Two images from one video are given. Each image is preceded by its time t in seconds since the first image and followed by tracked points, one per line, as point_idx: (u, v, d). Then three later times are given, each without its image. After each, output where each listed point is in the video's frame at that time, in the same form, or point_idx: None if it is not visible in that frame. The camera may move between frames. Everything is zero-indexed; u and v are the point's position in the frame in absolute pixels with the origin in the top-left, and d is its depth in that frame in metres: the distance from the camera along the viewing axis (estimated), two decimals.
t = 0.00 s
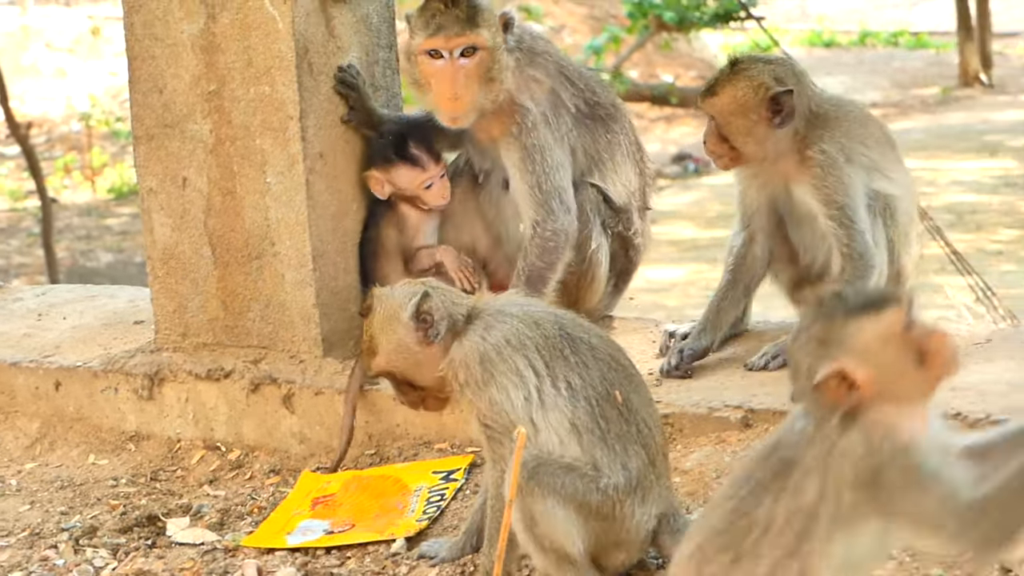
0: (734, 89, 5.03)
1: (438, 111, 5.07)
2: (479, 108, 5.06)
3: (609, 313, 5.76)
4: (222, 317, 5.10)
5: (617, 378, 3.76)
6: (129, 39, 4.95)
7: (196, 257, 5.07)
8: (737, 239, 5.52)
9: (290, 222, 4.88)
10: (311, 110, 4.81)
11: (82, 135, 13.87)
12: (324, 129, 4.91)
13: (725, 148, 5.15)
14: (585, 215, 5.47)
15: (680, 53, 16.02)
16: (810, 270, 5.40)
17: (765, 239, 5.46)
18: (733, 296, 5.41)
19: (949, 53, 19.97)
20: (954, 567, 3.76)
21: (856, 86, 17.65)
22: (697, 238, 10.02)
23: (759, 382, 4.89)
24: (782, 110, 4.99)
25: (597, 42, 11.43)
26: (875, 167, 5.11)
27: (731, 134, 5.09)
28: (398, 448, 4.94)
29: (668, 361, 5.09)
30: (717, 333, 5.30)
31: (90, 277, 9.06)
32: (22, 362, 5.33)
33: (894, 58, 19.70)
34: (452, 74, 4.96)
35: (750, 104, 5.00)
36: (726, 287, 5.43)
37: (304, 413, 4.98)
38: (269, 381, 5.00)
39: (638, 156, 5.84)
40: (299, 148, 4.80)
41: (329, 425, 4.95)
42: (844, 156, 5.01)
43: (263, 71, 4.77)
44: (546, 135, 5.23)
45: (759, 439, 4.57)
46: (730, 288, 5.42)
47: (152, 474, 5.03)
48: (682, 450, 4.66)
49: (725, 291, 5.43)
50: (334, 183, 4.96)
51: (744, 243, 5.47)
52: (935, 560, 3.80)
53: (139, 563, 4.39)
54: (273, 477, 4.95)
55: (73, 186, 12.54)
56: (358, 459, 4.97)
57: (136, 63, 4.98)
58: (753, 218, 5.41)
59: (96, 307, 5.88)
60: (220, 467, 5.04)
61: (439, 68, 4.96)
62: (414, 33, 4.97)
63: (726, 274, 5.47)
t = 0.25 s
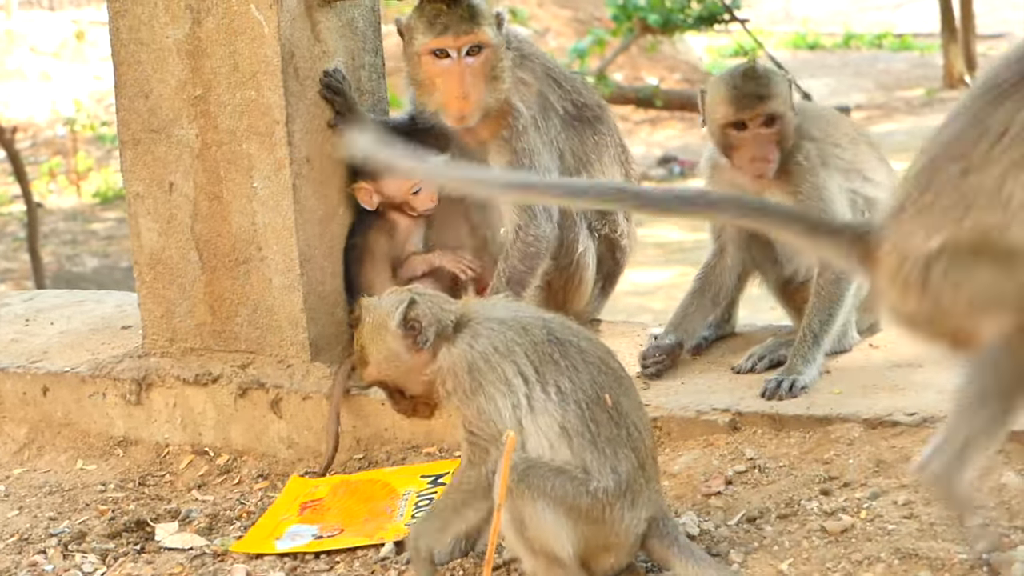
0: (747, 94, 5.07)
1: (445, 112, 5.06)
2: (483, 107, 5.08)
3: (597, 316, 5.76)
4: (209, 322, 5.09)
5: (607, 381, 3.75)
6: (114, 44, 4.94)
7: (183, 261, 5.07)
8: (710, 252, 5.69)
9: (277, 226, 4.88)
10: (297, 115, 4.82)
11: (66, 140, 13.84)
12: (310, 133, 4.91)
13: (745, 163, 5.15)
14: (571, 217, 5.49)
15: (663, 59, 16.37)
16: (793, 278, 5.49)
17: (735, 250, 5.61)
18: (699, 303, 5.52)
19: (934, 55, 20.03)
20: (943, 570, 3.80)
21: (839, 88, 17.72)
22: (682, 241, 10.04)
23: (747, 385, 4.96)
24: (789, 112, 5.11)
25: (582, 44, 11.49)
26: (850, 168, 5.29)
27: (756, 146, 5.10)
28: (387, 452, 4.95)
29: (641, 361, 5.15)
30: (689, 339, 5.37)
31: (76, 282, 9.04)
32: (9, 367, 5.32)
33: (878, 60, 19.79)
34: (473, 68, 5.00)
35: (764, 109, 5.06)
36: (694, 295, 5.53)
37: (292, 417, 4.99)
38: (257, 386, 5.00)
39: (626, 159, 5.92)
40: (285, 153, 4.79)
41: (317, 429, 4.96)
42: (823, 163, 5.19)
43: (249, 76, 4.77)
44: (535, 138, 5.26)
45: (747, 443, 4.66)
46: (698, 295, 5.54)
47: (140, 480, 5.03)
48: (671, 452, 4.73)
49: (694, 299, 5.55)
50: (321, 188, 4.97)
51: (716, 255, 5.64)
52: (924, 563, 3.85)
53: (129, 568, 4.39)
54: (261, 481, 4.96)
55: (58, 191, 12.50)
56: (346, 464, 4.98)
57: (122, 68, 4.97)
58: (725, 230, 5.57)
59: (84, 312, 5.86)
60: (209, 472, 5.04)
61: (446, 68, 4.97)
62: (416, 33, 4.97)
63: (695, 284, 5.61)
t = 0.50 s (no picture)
0: (777, 89, 4.98)
1: (473, 116, 4.95)
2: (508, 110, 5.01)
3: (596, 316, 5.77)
4: (210, 324, 5.09)
5: (600, 386, 3.73)
6: (115, 47, 4.94)
7: (184, 264, 5.07)
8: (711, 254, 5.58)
9: (278, 228, 4.88)
10: (297, 117, 4.82)
11: (66, 142, 13.85)
12: (310, 136, 4.91)
13: (775, 156, 5.02)
14: (571, 219, 5.46)
15: (661, 60, 16.57)
16: (792, 281, 5.50)
17: (737, 252, 5.53)
18: (700, 304, 5.42)
19: (933, 57, 20.04)
20: (945, 571, 3.80)
21: (839, 90, 17.74)
22: (682, 243, 10.05)
23: (748, 385, 4.95)
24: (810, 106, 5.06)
25: (582, 46, 11.48)
26: (852, 167, 5.29)
27: (785, 139, 5.01)
28: (388, 454, 4.93)
29: (638, 364, 5.11)
30: (688, 339, 5.30)
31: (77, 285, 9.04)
32: (10, 369, 5.32)
33: (878, 62, 19.80)
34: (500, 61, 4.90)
35: (793, 103, 4.99)
36: (693, 296, 5.43)
37: (294, 419, 4.99)
38: (258, 388, 5.00)
39: (624, 158, 5.87)
40: (286, 155, 4.80)
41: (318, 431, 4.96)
42: (831, 163, 5.14)
43: (249, 78, 4.78)
44: (534, 149, 5.21)
45: (749, 443, 4.66)
46: (699, 296, 5.43)
47: (142, 482, 5.03)
48: (672, 453, 4.73)
49: (693, 300, 5.44)
50: (321, 190, 4.97)
51: (717, 256, 5.52)
52: (925, 563, 3.85)
53: (130, 570, 4.39)
54: (262, 484, 4.97)
55: (59, 193, 12.50)
56: (347, 466, 4.98)
57: (122, 71, 4.97)
58: (727, 232, 5.50)
59: (84, 315, 5.87)
60: (210, 474, 5.05)
61: (476, 72, 4.88)
62: (441, 38, 4.92)
63: (696, 283, 5.49)
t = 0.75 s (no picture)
0: (773, 93, 4.99)
1: (494, 108, 4.95)
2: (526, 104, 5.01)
3: (596, 318, 5.77)
4: (210, 325, 5.09)
5: (600, 389, 3.74)
6: (114, 48, 4.95)
7: (184, 265, 5.07)
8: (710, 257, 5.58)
9: (278, 229, 4.89)
10: (297, 118, 4.83)
11: (65, 145, 13.84)
12: (311, 137, 4.92)
13: (768, 161, 5.01)
14: (572, 220, 5.47)
15: (660, 61, 16.70)
16: (792, 283, 5.52)
17: (735, 255, 5.52)
18: (697, 307, 5.42)
19: (932, 59, 20.07)
20: (945, 572, 3.81)
21: (837, 92, 17.76)
22: (681, 245, 10.06)
23: (748, 386, 4.95)
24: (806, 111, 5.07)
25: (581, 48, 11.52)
26: (851, 169, 5.29)
27: (779, 144, 4.99)
28: (388, 455, 4.93)
29: (636, 365, 5.11)
30: (686, 342, 5.29)
31: (76, 287, 9.04)
32: (10, 370, 5.32)
33: (877, 64, 19.81)
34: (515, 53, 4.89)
35: (789, 107, 5.00)
36: (692, 299, 5.43)
37: (294, 420, 4.99)
38: (258, 389, 4.99)
39: (625, 160, 5.88)
40: (286, 156, 4.80)
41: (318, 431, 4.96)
42: (827, 165, 5.15)
43: (249, 79, 4.78)
44: (539, 148, 5.23)
45: (748, 444, 4.66)
46: (696, 299, 5.43)
47: (142, 484, 5.03)
48: (672, 454, 4.72)
49: (690, 303, 5.43)
50: (321, 191, 4.97)
51: (715, 260, 5.50)
52: (925, 564, 3.85)
53: (130, 572, 4.39)
54: (262, 485, 4.97)
55: (58, 196, 12.48)
56: (347, 467, 4.99)
57: (122, 72, 4.97)
58: (725, 236, 5.49)
59: (84, 316, 5.86)
60: (210, 475, 5.05)
61: (497, 65, 4.88)
62: (462, 31, 4.91)
63: (693, 286, 5.48)
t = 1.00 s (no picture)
0: (775, 90, 4.98)
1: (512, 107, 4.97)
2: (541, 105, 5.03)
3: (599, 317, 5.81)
4: (213, 324, 5.09)
5: (601, 389, 3.73)
6: (118, 46, 4.95)
7: (187, 263, 5.07)
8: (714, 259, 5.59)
9: (281, 228, 4.89)
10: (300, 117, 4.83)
11: (66, 145, 13.84)
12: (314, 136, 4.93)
13: (768, 158, 5.01)
14: (570, 217, 5.46)
15: (661, 64, 16.72)
16: (794, 284, 5.53)
17: (738, 258, 5.54)
18: (701, 309, 5.42)
19: (932, 62, 20.09)
20: (948, 571, 3.81)
21: (838, 95, 17.77)
22: (682, 247, 10.07)
23: (751, 386, 4.95)
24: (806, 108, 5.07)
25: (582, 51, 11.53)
26: (852, 170, 5.30)
27: (778, 141, 4.99)
28: (390, 454, 4.93)
29: (639, 365, 5.11)
30: (691, 342, 5.28)
31: (80, 286, 9.04)
32: (13, 368, 5.32)
33: (878, 67, 19.82)
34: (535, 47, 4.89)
35: (791, 104, 4.99)
36: (696, 300, 5.42)
37: (297, 419, 4.99)
38: (260, 387, 4.99)
39: (625, 159, 5.90)
40: (289, 155, 4.80)
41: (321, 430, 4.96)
42: (828, 166, 5.16)
43: (253, 78, 4.78)
44: (541, 149, 5.24)
45: (752, 444, 4.66)
46: (701, 300, 5.42)
47: (145, 482, 5.03)
48: (675, 453, 4.72)
49: (695, 303, 5.42)
50: (324, 190, 4.97)
51: (719, 262, 5.52)
52: (928, 564, 3.85)
53: (133, 570, 4.39)
54: (265, 483, 4.97)
55: (59, 197, 12.49)
56: (350, 465, 4.99)
57: (126, 70, 4.97)
58: (728, 239, 5.51)
59: (87, 314, 5.86)
60: (213, 474, 5.05)
61: (520, 65, 4.89)
62: (487, 28, 4.90)
63: (697, 288, 5.48)
